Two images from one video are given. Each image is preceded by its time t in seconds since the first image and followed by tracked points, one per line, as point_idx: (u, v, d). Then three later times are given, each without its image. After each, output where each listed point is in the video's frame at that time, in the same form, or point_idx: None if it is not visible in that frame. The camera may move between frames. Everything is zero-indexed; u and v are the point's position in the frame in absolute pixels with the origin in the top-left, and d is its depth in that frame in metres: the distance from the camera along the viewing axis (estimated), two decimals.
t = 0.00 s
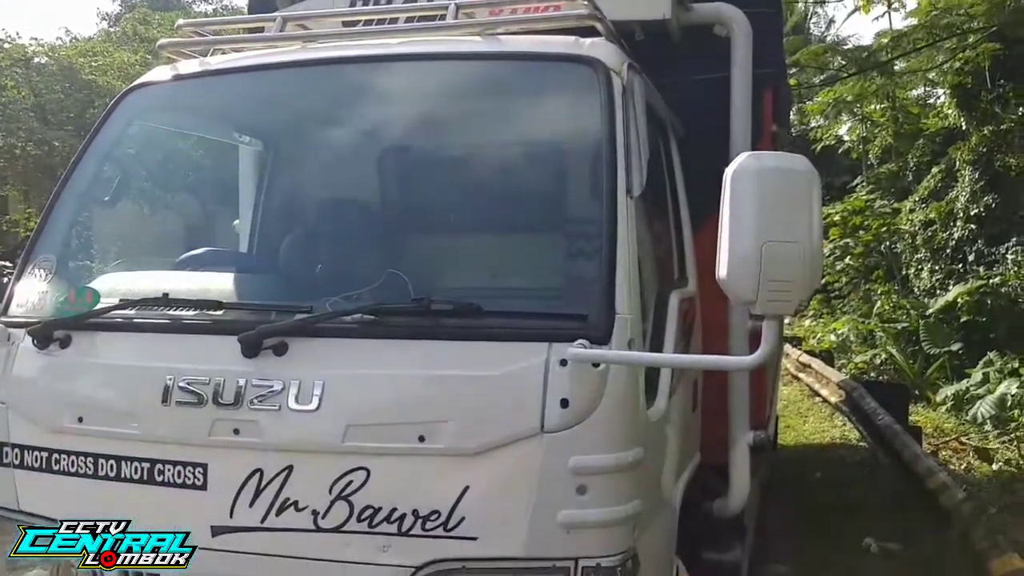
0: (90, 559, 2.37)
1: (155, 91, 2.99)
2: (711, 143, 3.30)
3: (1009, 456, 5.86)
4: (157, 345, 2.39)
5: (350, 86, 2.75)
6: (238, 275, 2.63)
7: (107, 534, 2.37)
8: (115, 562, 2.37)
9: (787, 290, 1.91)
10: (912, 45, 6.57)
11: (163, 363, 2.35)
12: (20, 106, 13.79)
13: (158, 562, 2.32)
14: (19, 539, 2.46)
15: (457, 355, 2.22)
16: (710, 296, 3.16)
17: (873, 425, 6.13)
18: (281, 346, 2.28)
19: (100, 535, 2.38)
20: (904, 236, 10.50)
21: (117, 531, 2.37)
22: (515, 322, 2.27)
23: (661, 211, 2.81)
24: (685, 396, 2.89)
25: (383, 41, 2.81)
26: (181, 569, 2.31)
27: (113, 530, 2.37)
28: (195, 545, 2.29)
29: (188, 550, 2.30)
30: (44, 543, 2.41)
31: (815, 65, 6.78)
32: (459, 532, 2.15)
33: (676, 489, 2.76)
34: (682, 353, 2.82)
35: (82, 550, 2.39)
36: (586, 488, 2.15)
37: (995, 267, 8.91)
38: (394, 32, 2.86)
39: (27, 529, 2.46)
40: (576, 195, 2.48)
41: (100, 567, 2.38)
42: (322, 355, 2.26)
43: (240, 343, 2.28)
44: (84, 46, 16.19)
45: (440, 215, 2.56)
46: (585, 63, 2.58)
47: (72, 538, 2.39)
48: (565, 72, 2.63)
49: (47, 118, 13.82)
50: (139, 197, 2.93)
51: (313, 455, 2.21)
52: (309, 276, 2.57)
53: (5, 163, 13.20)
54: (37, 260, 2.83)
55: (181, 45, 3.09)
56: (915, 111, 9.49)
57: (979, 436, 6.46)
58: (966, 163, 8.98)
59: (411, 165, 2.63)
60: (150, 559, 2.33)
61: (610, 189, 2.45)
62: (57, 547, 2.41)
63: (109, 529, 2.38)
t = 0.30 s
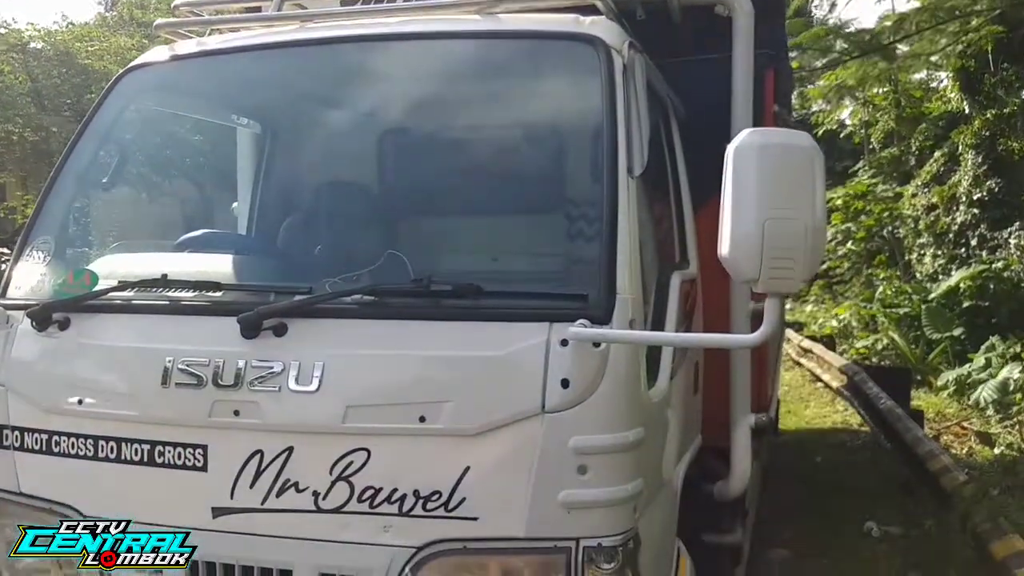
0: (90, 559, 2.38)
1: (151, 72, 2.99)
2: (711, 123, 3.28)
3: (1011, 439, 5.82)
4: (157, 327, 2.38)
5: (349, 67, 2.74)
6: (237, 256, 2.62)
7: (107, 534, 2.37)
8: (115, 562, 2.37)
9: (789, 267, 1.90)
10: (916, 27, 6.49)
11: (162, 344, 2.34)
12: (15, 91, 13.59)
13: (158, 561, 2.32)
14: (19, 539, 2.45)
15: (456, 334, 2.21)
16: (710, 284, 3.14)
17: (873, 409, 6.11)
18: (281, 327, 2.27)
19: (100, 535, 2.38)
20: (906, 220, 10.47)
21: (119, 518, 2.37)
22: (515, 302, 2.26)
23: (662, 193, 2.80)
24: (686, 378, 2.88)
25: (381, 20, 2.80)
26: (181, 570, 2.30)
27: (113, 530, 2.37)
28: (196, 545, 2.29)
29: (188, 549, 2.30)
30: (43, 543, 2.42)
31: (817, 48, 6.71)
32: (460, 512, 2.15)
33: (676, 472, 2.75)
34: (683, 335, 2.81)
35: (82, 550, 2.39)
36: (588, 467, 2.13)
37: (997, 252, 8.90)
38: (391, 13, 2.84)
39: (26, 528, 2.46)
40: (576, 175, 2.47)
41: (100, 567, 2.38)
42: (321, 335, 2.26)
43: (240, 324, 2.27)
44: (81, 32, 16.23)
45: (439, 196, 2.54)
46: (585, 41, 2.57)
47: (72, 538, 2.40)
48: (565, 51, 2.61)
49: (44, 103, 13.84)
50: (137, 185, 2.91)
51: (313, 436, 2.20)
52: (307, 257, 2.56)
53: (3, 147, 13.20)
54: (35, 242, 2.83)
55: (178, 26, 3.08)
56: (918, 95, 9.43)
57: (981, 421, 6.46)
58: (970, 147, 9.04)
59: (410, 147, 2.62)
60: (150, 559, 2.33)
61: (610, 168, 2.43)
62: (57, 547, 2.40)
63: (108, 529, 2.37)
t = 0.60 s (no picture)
0: (90, 559, 2.39)
1: (147, 51, 3.00)
2: (705, 101, 3.30)
3: (1002, 419, 5.84)
4: (154, 304, 2.40)
5: (344, 46, 2.75)
6: (234, 235, 2.63)
7: (107, 534, 2.39)
8: (115, 562, 2.38)
9: (783, 240, 1.92)
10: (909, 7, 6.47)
11: (159, 321, 2.36)
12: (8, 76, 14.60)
13: (158, 562, 2.33)
14: (19, 539, 2.49)
15: (451, 311, 2.22)
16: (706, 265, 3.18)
17: (867, 389, 6.19)
18: (278, 303, 2.28)
19: (100, 535, 2.39)
20: (898, 202, 10.52)
21: (120, 497, 2.38)
22: (511, 278, 2.28)
23: (656, 171, 2.81)
24: (680, 354, 2.91)
25: None
26: (182, 569, 2.31)
27: (113, 530, 2.39)
28: (195, 545, 2.31)
29: (187, 550, 2.31)
30: (44, 543, 2.44)
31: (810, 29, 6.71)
32: (455, 487, 2.17)
33: (670, 449, 2.78)
34: (677, 312, 2.83)
35: (82, 550, 2.40)
36: (582, 441, 2.15)
37: (990, 233, 8.95)
38: None
39: (26, 528, 2.49)
40: (571, 153, 2.48)
41: (101, 566, 2.40)
42: (317, 310, 2.27)
43: (237, 301, 2.29)
44: (75, 19, 16.56)
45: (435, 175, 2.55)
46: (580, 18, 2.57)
47: (72, 538, 2.41)
48: (560, 28, 2.62)
49: (40, 87, 14.87)
50: (134, 172, 2.91)
51: (310, 411, 2.22)
52: (303, 235, 2.57)
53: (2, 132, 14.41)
54: (31, 221, 2.83)
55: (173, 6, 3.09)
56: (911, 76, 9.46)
57: (972, 401, 6.52)
58: (962, 128, 9.06)
59: (406, 126, 2.62)
60: (150, 559, 2.34)
61: (605, 144, 2.44)
62: (57, 547, 2.43)
63: (109, 529, 2.39)
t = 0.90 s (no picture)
0: (90, 559, 2.40)
1: (143, 34, 3.01)
2: (704, 85, 3.30)
3: (998, 404, 5.86)
4: (152, 287, 2.40)
5: (342, 28, 2.76)
6: (232, 218, 2.64)
7: (107, 534, 2.39)
8: (115, 562, 2.39)
9: (780, 219, 1.93)
10: None
11: (158, 303, 2.36)
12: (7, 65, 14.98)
13: (158, 561, 2.33)
14: (18, 539, 2.49)
15: (448, 291, 2.23)
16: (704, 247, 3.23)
17: (863, 373, 6.22)
18: (275, 286, 2.29)
19: (100, 536, 2.39)
20: (895, 188, 10.56)
21: (118, 481, 2.39)
22: (509, 259, 2.28)
23: (654, 154, 2.82)
24: (677, 337, 2.92)
25: None
26: (182, 569, 2.32)
27: (113, 530, 2.39)
28: (196, 544, 2.32)
29: (188, 549, 2.32)
30: (44, 543, 2.45)
31: (807, 16, 6.72)
32: (453, 467, 2.17)
33: (666, 432, 2.79)
34: (674, 295, 2.84)
35: (82, 550, 2.41)
36: (579, 422, 2.16)
37: (985, 219, 8.98)
38: None
39: (26, 528, 2.50)
40: (568, 136, 2.48)
41: (100, 566, 2.41)
42: (316, 291, 2.28)
43: (235, 283, 2.29)
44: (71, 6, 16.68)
45: (432, 159, 2.56)
46: None
47: (72, 538, 2.41)
48: (557, 10, 2.62)
49: (38, 75, 15.05)
50: (131, 158, 2.91)
51: (308, 393, 2.23)
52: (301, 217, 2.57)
53: None
54: (29, 206, 2.83)
55: None
56: (907, 60, 9.49)
57: (968, 386, 6.56)
58: (959, 114, 9.10)
59: (404, 110, 2.62)
60: (150, 559, 2.34)
61: (602, 125, 2.44)
62: (57, 547, 2.43)
63: (108, 529, 2.39)
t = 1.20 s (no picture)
0: (90, 559, 2.44)
1: (140, 21, 3.02)
2: (699, 69, 3.30)
3: (993, 390, 5.88)
4: (150, 270, 2.41)
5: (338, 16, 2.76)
6: (229, 203, 2.64)
7: (107, 534, 2.41)
8: (115, 562, 2.42)
9: (778, 201, 1.94)
10: None
11: (156, 288, 2.37)
12: None
13: (158, 562, 2.36)
14: (19, 539, 2.51)
15: (446, 274, 2.24)
16: (699, 231, 3.26)
17: (858, 360, 6.24)
18: (274, 270, 2.29)
19: (100, 536, 2.42)
20: (890, 175, 10.58)
21: (116, 465, 2.40)
22: (506, 243, 2.29)
23: (652, 139, 2.83)
24: (673, 322, 2.93)
25: None
26: (181, 569, 2.35)
27: (113, 530, 2.40)
28: (196, 545, 2.34)
29: (188, 550, 2.35)
30: (44, 543, 2.48)
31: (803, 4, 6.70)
32: (451, 450, 2.19)
33: (663, 416, 2.80)
34: (670, 279, 2.85)
35: (82, 549, 2.43)
36: (577, 405, 2.17)
37: (981, 207, 9.01)
38: None
39: (26, 527, 2.52)
40: (565, 121, 2.49)
41: (100, 566, 2.44)
42: (314, 276, 2.28)
43: (233, 268, 2.30)
44: None
45: (429, 144, 2.56)
46: None
47: (72, 538, 2.44)
48: None
49: (34, 64, 14.81)
50: (129, 145, 2.90)
51: (306, 377, 2.24)
52: (298, 201, 2.58)
53: None
54: (28, 190, 2.83)
55: None
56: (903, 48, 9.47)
57: (963, 372, 6.60)
58: (955, 102, 9.07)
59: (400, 96, 2.63)
60: (150, 559, 2.37)
61: (599, 109, 2.45)
62: (57, 546, 2.46)
63: (109, 529, 2.41)
